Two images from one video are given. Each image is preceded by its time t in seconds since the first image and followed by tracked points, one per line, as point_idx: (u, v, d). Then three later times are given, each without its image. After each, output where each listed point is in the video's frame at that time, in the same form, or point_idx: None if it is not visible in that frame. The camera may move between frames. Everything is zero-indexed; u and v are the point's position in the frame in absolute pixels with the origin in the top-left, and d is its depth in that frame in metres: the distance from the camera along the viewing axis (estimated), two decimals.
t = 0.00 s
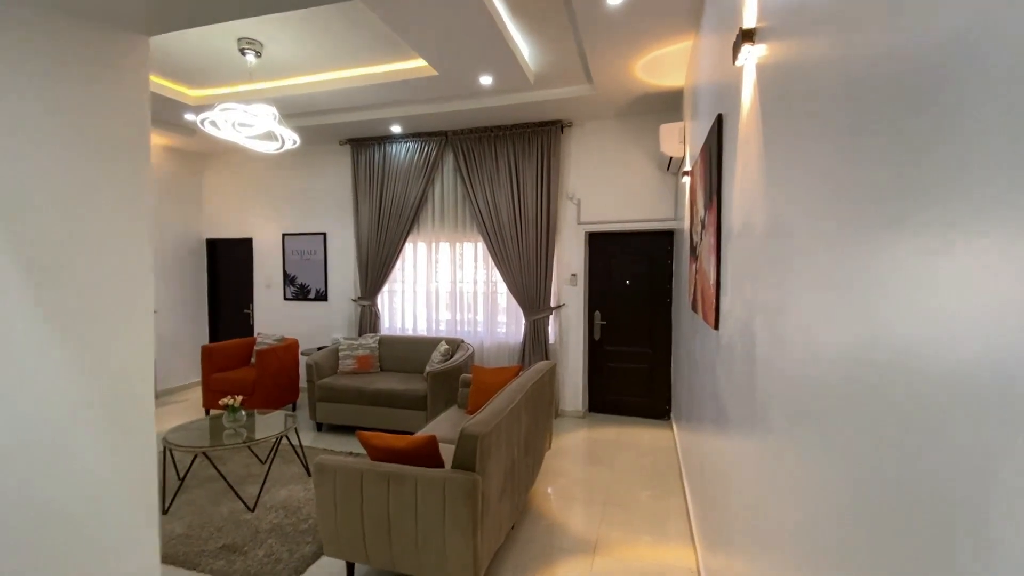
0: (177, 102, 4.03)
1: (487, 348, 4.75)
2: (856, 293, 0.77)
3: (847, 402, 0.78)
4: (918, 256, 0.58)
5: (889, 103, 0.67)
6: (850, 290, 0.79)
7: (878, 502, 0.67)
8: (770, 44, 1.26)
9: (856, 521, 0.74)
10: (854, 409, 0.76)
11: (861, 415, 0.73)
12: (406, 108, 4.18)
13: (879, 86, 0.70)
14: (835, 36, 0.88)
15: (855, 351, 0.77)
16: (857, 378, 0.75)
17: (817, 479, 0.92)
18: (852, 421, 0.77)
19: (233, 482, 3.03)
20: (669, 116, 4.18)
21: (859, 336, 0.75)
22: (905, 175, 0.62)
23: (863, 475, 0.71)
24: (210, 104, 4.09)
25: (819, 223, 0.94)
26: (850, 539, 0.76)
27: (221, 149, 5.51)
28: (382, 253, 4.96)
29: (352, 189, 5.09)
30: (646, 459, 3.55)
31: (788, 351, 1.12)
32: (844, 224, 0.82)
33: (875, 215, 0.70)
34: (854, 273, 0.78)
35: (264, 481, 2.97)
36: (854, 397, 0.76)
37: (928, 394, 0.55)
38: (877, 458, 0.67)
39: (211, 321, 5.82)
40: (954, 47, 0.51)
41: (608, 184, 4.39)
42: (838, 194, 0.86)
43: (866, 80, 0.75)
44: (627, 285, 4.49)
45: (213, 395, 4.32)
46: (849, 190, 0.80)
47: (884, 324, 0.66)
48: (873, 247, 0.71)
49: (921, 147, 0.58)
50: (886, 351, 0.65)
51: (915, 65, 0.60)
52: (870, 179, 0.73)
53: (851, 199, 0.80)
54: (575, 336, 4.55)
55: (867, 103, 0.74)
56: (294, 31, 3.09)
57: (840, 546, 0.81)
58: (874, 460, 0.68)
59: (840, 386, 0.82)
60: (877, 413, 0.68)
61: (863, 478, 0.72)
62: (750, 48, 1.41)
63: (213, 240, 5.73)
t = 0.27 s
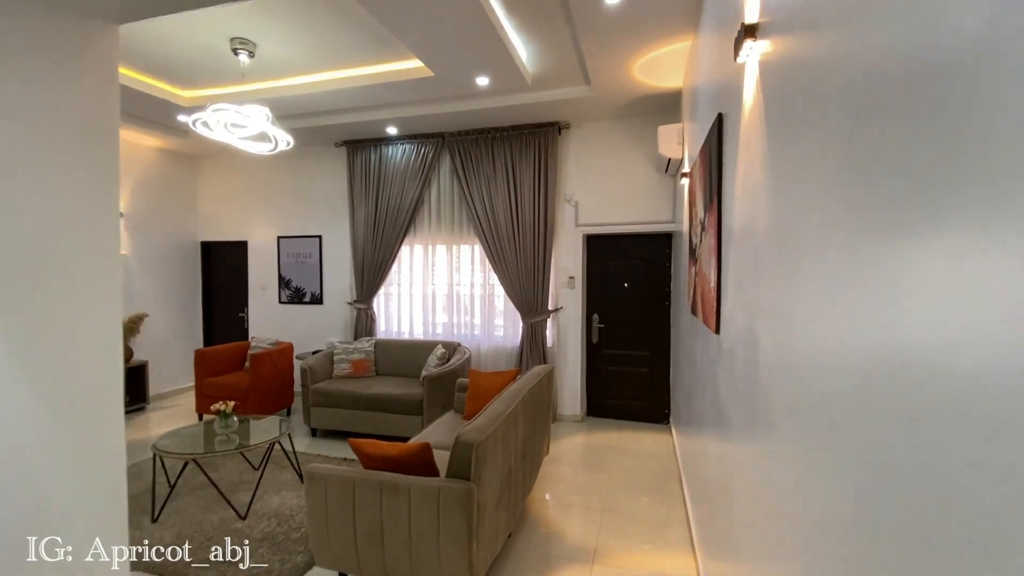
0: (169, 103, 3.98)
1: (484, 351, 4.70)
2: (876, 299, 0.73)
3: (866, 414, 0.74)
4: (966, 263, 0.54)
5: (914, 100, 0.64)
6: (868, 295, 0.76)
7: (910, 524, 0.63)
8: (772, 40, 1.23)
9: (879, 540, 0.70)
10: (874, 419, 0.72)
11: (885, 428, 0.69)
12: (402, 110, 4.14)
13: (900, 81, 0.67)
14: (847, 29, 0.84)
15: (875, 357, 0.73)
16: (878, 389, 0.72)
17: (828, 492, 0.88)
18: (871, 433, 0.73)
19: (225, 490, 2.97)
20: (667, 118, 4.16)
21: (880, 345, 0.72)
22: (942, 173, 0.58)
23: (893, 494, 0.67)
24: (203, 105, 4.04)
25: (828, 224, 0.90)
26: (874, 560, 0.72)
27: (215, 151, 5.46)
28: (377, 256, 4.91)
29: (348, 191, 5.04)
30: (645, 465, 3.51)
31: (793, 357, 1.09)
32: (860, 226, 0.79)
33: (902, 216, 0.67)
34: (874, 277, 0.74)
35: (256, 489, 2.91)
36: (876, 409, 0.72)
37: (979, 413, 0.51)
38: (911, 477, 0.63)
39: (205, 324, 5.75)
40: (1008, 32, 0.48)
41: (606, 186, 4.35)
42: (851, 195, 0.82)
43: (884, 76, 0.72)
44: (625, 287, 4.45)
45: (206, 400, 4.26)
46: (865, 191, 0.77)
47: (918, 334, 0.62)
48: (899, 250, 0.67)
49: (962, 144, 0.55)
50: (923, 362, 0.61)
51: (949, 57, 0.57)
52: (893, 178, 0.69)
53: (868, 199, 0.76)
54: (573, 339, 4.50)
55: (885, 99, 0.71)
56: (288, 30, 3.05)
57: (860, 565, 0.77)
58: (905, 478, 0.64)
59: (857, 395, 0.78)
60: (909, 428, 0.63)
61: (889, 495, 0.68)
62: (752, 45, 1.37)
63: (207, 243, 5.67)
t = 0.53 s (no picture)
0: (165, 102, 3.95)
1: (484, 352, 4.67)
2: (884, 301, 0.71)
3: (875, 420, 0.72)
4: (986, 265, 0.51)
5: (925, 93, 0.61)
6: (875, 297, 0.73)
7: (925, 537, 0.60)
8: (776, 35, 1.19)
9: (891, 552, 0.68)
10: (883, 426, 0.70)
11: (897, 435, 0.66)
12: (400, 109, 4.11)
13: (909, 74, 0.65)
14: (853, 22, 0.81)
15: (883, 362, 0.70)
16: (888, 395, 0.69)
17: (834, 499, 0.86)
18: (881, 442, 0.70)
19: (221, 493, 2.94)
20: (667, 117, 4.13)
21: (890, 349, 0.69)
22: (956, 169, 0.55)
23: (906, 504, 0.64)
24: (199, 105, 4.00)
25: (833, 223, 0.88)
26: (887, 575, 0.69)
27: (212, 151, 5.43)
28: (375, 256, 4.88)
29: (346, 191, 5.01)
30: (645, 466, 3.48)
31: (797, 359, 1.06)
32: (867, 225, 0.76)
33: (912, 214, 0.64)
34: (882, 278, 0.71)
35: (252, 492, 2.88)
36: (886, 415, 0.69)
37: (1003, 426, 0.48)
38: (927, 488, 0.60)
39: (203, 325, 5.71)
40: None
41: (606, 185, 4.32)
42: (857, 193, 0.79)
43: (892, 69, 0.69)
44: (625, 288, 4.42)
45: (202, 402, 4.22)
46: (872, 188, 0.74)
47: (934, 339, 0.59)
48: (910, 250, 0.64)
49: (979, 139, 0.52)
50: (939, 369, 0.58)
51: (963, 46, 0.54)
52: (902, 175, 0.66)
53: (875, 197, 0.73)
54: (572, 340, 4.47)
55: (894, 92, 0.68)
56: (284, 28, 3.02)
57: None
58: (921, 489, 0.61)
59: (864, 401, 0.76)
60: (925, 438, 0.60)
61: (902, 507, 0.65)
62: (755, 39, 1.34)
63: (205, 243, 5.64)
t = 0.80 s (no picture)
0: (164, 101, 3.92)
1: (484, 352, 4.65)
2: (889, 299, 0.69)
3: (880, 422, 0.70)
4: (996, 260, 0.49)
5: (932, 83, 0.59)
6: (880, 295, 0.71)
7: (932, 543, 0.58)
8: (781, 28, 1.17)
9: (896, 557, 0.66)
10: (887, 428, 0.68)
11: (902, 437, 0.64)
12: (399, 108, 4.09)
13: (916, 63, 0.63)
14: (859, 12, 0.79)
15: (888, 361, 0.68)
16: (893, 396, 0.67)
17: (837, 502, 0.84)
18: (883, 443, 0.69)
19: (219, 494, 2.92)
20: (668, 115, 4.11)
21: (894, 348, 0.67)
22: (963, 160, 0.53)
23: (912, 508, 0.62)
24: (197, 104, 3.98)
25: (837, 220, 0.86)
26: None
27: (211, 151, 5.41)
28: (375, 255, 4.86)
29: (346, 191, 4.99)
30: (647, 467, 3.46)
31: (801, 359, 1.04)
32: (872, 221, 0.74)
33: (917, 209, 0.62)
34: (887, 275, 0.69)
35: (251, 493, 2.86)
36: (890, 417, 0.67)
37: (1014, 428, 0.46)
38: (934, 492, 0.58)
39: (202, 326, 5.69)
40: None
41: (607, 184, 4.30)
42: (862, 188, 0.77)
43: (897, 59, 0.67)
44: (626, 287, 4.39)
45: (202, 402, 4.20)
46: (876, 183, 0.72)
47: (940, 337, 0.57)
48: (916, 245, 0.62)
49: (987, 128, 0.50)
50: (946, 369, 0.56)
51: (971, 33, 0.52)
52: (907, 170, 0.64)
53: (880, 192, 0.71)
54: (573, 339, 4.45)
55: (899, 85, 0.67)
56: (283, 26, 3.00)
57: None
58: (927, 493, 0.59)
59: (869, 401, 0.74)
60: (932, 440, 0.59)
61: (908, 511, 0.63)
62: (759, 34, 1.32)
63: (204, 243, 5.62)
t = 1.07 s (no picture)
0: (164, 101, 3.92)
1: (485, 352, 4.63)
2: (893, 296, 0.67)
3: (884, 422, 0.68)
4: (1004, 255, 0.47)
5: (938, 73, 0.57)
6: (885, 292, 0.69)
7: (936, 547, 0.57)
8: (784, 22, 1.16)
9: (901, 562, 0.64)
10: (890, 427, 0.66)
11: (907, 439, 0.63)
12: (400, 107, 4.08)
13: (922, 54, 0.61)
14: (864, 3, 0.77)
15: (892, 360, 0.66)
16: (897, 395, 0.65)
17: (842, 503, 0.82)
18: (887, 443, 0.67)
19: (220, 495, 2.91)
20: (669, 113, 4.09)
21: (898, 347, 0.66)
22: (969, 151, 0.52)
23: (916, 511, 0.61)
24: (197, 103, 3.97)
25: (842, 216, 0.84)
26: None
27: (212, 151, 5.40)
28: (376, 255, 4.85)
29: (346, 191, 4.98)
30: (649, 467, 3.44)
31: (805, 359, 1.02)
32: (877, 216, 0.72)
33: (923, 202, 0.60)
34: (892, 272, 0.67)
35: (252, 493, 2.85)
36: (894, 417, 0.65)
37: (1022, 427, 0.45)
38: (938, 494, 0.57)
39: (203, 326, 5.69)
40: None
41: (608, 183, 4.28)
42: (866, 183, 0.76)
43: (903, 49, 0.65)
44: (628, 286, 4.37)
45: (203, 402, 4.20)
46: (882, 178, 0.71)
47: (946, 335, 0.56)
48: (921, 242, 0.61)
49: (995, 119, 0.48)
50: (952, 368, 0.55)
51: (979, 21, 0.50)
52: (912, 163, 0.63)
53: (885, 186, 0.70)
54: (575, 339, 4.43)
55: (905, 76, 0.65)
56: (282, 25, 2.99)
57: None
58: (931, 495, 0.58)
59: (873, 401, 0.72)
60: (937, 441, 0.57)
61: (912, 513, 0.61)
62: (762, 28, 1.30)
63: (205, 243, 5.61)
